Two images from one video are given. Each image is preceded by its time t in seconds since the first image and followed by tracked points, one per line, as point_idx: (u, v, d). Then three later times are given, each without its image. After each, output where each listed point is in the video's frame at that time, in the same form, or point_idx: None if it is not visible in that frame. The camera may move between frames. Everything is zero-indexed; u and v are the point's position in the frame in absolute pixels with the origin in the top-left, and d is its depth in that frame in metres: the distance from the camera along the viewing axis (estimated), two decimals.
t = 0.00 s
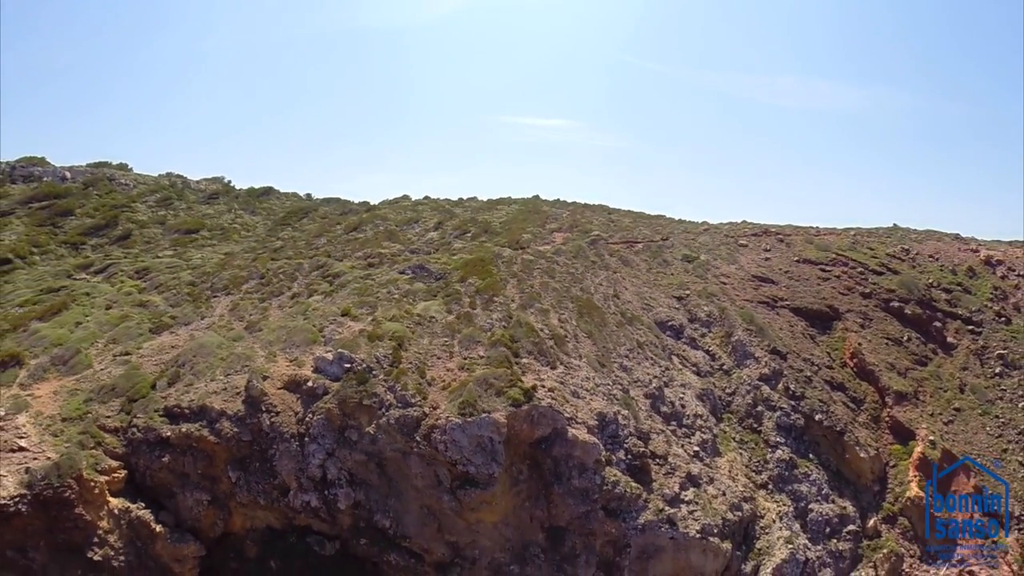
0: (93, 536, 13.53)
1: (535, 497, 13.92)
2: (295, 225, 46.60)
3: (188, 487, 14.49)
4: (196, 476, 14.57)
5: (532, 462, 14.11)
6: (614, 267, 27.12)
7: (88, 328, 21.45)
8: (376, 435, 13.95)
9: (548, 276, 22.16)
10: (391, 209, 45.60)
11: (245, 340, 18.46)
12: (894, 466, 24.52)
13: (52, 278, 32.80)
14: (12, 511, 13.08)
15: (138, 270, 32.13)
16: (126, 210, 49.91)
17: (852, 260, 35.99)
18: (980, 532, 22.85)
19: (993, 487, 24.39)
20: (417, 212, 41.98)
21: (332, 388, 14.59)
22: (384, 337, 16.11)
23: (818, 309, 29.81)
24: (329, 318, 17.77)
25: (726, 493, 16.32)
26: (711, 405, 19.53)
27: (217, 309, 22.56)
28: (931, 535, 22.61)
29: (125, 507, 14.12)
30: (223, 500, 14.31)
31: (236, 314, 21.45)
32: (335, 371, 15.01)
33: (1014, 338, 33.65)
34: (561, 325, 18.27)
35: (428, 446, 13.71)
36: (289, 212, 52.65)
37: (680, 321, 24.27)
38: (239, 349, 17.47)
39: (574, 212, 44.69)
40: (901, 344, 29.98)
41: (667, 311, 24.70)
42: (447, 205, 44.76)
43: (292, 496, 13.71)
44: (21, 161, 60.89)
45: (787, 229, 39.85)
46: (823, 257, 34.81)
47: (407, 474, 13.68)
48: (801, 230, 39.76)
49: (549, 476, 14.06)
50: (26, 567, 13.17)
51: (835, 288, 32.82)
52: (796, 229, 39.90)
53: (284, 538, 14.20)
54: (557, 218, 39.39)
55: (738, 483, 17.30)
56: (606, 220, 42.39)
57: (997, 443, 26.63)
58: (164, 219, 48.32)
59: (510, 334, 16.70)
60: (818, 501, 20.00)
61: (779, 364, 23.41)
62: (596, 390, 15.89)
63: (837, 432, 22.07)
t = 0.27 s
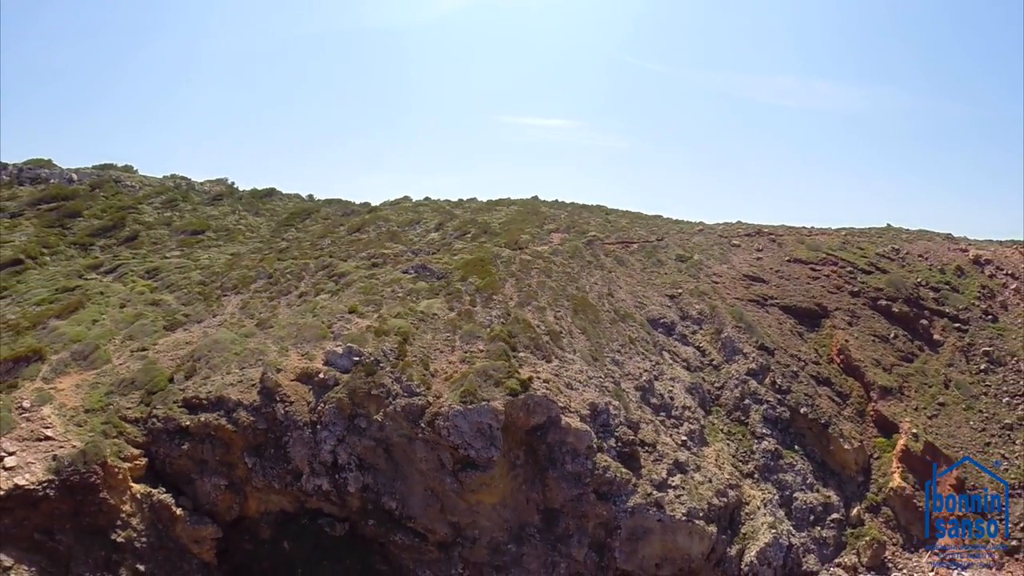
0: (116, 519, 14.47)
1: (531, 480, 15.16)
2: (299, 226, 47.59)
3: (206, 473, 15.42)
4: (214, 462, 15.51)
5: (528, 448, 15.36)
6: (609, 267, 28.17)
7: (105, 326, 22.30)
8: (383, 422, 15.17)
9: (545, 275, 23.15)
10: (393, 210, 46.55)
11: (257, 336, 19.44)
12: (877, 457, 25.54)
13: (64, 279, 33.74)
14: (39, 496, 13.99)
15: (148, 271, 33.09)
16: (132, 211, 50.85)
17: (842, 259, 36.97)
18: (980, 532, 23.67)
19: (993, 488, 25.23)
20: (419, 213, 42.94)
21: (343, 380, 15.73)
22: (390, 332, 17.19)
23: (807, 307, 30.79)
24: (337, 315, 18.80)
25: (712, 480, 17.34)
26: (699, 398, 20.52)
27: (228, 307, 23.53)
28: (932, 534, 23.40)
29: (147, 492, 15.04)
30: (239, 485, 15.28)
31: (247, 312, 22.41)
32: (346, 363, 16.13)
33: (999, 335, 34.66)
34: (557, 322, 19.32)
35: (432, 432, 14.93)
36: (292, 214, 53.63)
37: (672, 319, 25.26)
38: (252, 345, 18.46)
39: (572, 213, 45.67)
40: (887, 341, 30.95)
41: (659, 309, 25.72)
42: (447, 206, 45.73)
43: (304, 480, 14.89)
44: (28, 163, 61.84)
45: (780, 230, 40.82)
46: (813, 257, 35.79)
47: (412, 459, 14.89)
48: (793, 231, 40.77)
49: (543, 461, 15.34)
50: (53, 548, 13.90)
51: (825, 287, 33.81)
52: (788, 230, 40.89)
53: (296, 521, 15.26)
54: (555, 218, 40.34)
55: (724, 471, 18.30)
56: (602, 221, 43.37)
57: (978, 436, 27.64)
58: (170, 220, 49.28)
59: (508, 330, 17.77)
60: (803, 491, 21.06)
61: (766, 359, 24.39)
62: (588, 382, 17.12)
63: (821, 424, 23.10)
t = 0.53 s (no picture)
0: (136, 503, 15.44)
1: (526, 465, 16.35)
2: (301, 227, 48.58)
3: (222, 459, 16.26)
4: (230, 448, 16.34)
5: (524, 436, 16.58)
6: (603, 267, 29.25)
7: (119, 322, 23.23)
8: (389, 411, 16.39)
9: (542, 274, 24.17)
10: (394, 211, 47.53)
11: (267, 331, 20.43)
12: (861, 450, 26.62)
13: (75, 278, 34.68)
14: (65, 481, 15.07)
15: (157, 270, 34.06)
16: (138, 212, 51.81)
17: (831, 259, 38.00)
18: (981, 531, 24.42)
19: (993, 488, 26.03)
20: (419, 213, 43.93)
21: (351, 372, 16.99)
22: (395, 328, 18.37)
23: (795, 305, 31.82)
24: (344, 312, 19.85)
25: (698, 468, 18.36)
26: (688, 392, 21.53)
27: (237, 305, 24.52)
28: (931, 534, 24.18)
29: (165, 477, 15.96)
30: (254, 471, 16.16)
31: (256, 309, 23.40)
32: (354, 355, 17.44)
33: (983, 333, 35.70)
34: (552, 320, 20.41)
35: (434, 420, 16.19)
36: (295, 214, 54.61)
37: (663, 316, 26.39)
38: (263, 339, 19.47)
39: (569, 214, 46.67)
40: (873, 338, 31.96)
41: (651, 308, 26.79)
42: (447, 207, 46.72)
43: (315, 465, 16.07)
44: (34, 164, 62.78)
45: (772, 230, 41.83)
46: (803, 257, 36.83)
47: (416, 445, 16.14)
48: (784, 231, 41.83)
49: (538, 447, 16.50)
50: (76, 530, 14.89)
51: (814, 286, 34.84)
52: (780, 230, 41.94)
53: (306, 504, 16.29)
54: (552, 219, 41.34)
55: (710, 459, 19.32)
56: (599, 222, 44.38)
57: (960, 430, 28.65)
58: (175, 220, 50.23)
59: (505, 327, 18.93)
60: (788, 481, 22.06)
61: (753, 355, 25.43)
62: (580, 374, 18.34)
63: (807, 417, 24.06)
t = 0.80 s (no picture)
0: (154, 489, 16.38)
1: (522, 452, 17.56)
2: (304, 228, 49.54)
3: (235, 448, 17.21)
4: (243, 437, 17.31)
5: (519, 425, 17.81)
6: (598, 267, 30.34)
7: (132, 319, 24.19)
8: (394, 401, 17.56)
9: (538, 274, 25.20)
10: (395, 212, 48.49)
11: (275, 328, 21.43)
12: (846, 443, 27.68)
13: (84, 277, 35.64)
14: (87, 468, 15.97)
15: (165, 270, 35.02)
16: (143, 213, 52.75)
17: (821, 260, 39.04)
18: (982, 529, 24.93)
19: (994, 490, 26.57)
20: (419, 214, 44.90)
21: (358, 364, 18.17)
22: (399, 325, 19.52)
23: (784, 304, 32.87)
24: (349, 310, 20.91)
25: (686, 458, 19.38)
26: (677, 386, 22.53)
27: (246, 303, 25.52)
28: (932, 533, 24.82)
29: (182, 465, 16.90)
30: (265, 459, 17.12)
31: (264, 307, 24.40)
32: (361, 348, 18.63)
33: (968, 331, 36.70)
34: (547, 318, 21.47)
35: (436, 409, 17.40)
36: (297, 215, 55.56)
37: (654, 314, 27.49)
38: (272, 335, 20.50)
39: (566, 215, 47.67)
40: (860, 336, 32.98)
41: (643, 306, 27.86)
42: (447, 208, 47.71)
43: (323, 453, 17.18)
44: (39, 165, 63.73)
45: (764, 231, 42.89)
46: (793, 257, 37.87)
47: (418, 433, 17.30)
48: (775, 233, 42.88)
49: (533, 436, 17.76)
50: (97, 515, 15.84)
51: (803, 286, 35.88)
52: (771, 231, 43.00)
53: (315, 490, 17.36)
54: (550, 220, 42.36)
55: (697, 450, 20.32)
56: (595, 222, 45.39)
57: (944, 425, 29.62)
58: (180, 221, 51.17)
59: (502, 324, 20.06)
60: (774, 472, 23.05)
61: (741, 351, 26.49)
62: (574, 368, 19.48)
63: (792, 411, 25.08)
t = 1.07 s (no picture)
0: (172, 476, 17.42)
1: (519, 441, 18.79)
2: (307, 228, 50.61)
3: (248, 437, 18.26)
4: (256, 427, 18.36)
5: (516, 415, 19.03)
6: (594, 268, 31.52)
7: (146, 316, 25.20)
8: (398, 392, 18.75)
9: (535, 273, 26.28)
10: (396, 213, 49.55)
11: (284, 324, 22.49)
12: (831, 436, 28.75)
13: (94, 276, 36.64)
14: (110, 455, 16.91)
15: (173, 269, 36.05)
16: (149, 213, 53.77)
17: (812, 260, 40.17)
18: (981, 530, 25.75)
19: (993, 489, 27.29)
20: (420, 215, 45.96)
21: (365, 358, 19.33)
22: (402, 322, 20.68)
23: (774, 303, 33.97)
24: (355, 308, 22.03)
25: (675, 448, 20.48)
26: (668, 381, 23.62)
27: (254, 301, 26.57)
28: (931, 533, 25.59)
29: (198, 453, 17.92)
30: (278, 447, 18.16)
31: (272, 305, 25.46)
32: (367, 343, 19.80)
33: (953, 330, 37.80)
34: (543, 315, 22.60)
35: (438, 399, 18.60)
36: (300, 216, 56.60)
37: (647, 312, 28.61)
38: (282, 331, 21.58)
39: (564, 216, 48.73)
40: (847, 334, 34.07)
41: (636, 305, 28.97)
42: (447, 209, 48.76)
43: (332, 442, 18.26)
44: (45, 166, 64.71)
45: (756, 233, 44.06)
46: (784, 257, 38.98)
47: (422, 422, 18.57)
48: (767, 234, 44.03)
49: (529, 425, 18.98)
50: (119, 500, 16.84)
51: (793, 285, 36.97)
52: (763, 233, 44.17)
53: (323, 477, 18.45)
54: (548, 221, 43.42)
55: (686, 440, 21.41)
56: (592, 223, 46.44)
57: (928, 419, 30.70)
58: (185, 222, 52.22)
59: (500, 321, 21.21)
60: (760, 463, 24.10)
61: (730, 348, 27.64)
62: (567, 363, 20.69)
63: (779, 406, 26.16)
